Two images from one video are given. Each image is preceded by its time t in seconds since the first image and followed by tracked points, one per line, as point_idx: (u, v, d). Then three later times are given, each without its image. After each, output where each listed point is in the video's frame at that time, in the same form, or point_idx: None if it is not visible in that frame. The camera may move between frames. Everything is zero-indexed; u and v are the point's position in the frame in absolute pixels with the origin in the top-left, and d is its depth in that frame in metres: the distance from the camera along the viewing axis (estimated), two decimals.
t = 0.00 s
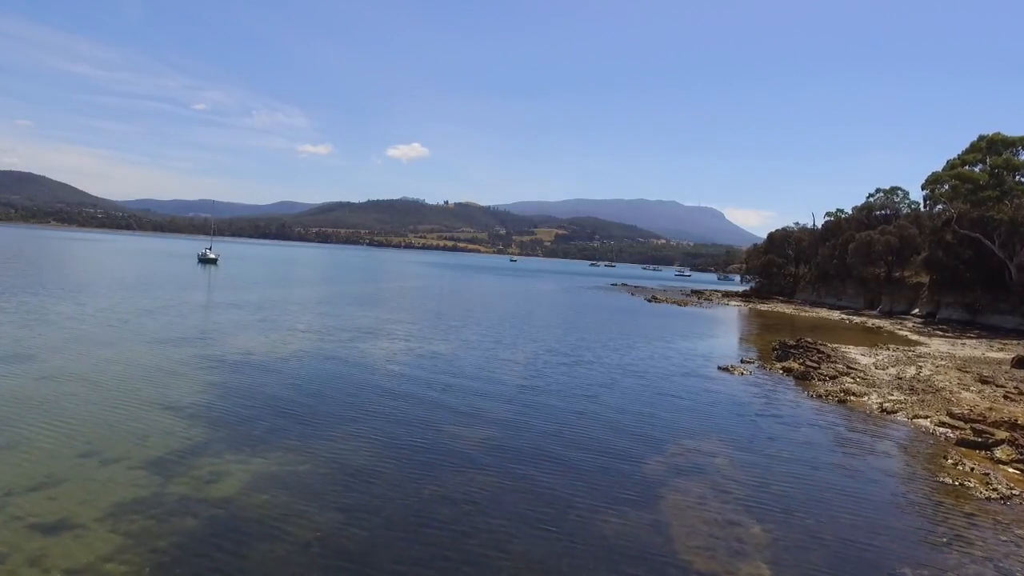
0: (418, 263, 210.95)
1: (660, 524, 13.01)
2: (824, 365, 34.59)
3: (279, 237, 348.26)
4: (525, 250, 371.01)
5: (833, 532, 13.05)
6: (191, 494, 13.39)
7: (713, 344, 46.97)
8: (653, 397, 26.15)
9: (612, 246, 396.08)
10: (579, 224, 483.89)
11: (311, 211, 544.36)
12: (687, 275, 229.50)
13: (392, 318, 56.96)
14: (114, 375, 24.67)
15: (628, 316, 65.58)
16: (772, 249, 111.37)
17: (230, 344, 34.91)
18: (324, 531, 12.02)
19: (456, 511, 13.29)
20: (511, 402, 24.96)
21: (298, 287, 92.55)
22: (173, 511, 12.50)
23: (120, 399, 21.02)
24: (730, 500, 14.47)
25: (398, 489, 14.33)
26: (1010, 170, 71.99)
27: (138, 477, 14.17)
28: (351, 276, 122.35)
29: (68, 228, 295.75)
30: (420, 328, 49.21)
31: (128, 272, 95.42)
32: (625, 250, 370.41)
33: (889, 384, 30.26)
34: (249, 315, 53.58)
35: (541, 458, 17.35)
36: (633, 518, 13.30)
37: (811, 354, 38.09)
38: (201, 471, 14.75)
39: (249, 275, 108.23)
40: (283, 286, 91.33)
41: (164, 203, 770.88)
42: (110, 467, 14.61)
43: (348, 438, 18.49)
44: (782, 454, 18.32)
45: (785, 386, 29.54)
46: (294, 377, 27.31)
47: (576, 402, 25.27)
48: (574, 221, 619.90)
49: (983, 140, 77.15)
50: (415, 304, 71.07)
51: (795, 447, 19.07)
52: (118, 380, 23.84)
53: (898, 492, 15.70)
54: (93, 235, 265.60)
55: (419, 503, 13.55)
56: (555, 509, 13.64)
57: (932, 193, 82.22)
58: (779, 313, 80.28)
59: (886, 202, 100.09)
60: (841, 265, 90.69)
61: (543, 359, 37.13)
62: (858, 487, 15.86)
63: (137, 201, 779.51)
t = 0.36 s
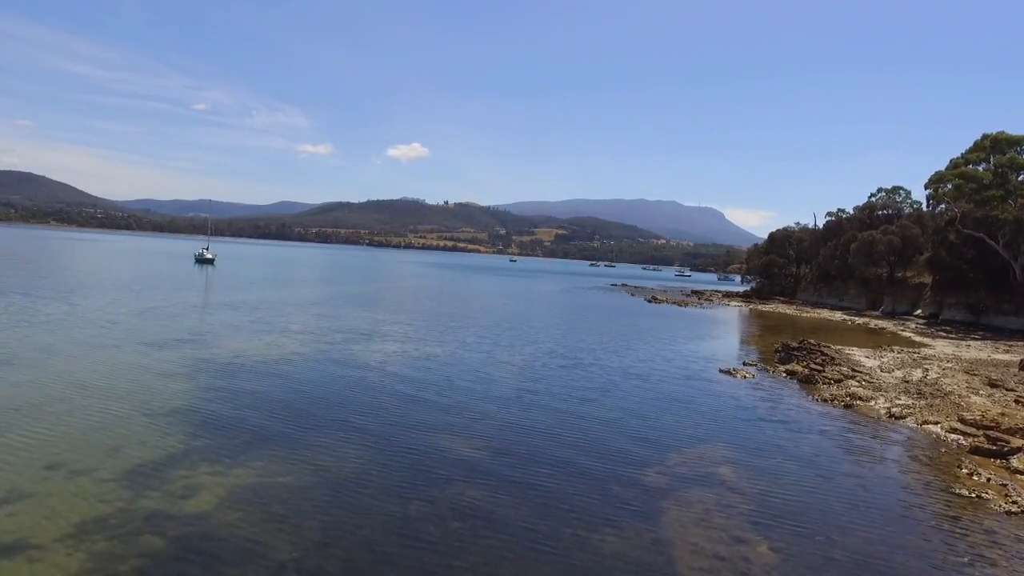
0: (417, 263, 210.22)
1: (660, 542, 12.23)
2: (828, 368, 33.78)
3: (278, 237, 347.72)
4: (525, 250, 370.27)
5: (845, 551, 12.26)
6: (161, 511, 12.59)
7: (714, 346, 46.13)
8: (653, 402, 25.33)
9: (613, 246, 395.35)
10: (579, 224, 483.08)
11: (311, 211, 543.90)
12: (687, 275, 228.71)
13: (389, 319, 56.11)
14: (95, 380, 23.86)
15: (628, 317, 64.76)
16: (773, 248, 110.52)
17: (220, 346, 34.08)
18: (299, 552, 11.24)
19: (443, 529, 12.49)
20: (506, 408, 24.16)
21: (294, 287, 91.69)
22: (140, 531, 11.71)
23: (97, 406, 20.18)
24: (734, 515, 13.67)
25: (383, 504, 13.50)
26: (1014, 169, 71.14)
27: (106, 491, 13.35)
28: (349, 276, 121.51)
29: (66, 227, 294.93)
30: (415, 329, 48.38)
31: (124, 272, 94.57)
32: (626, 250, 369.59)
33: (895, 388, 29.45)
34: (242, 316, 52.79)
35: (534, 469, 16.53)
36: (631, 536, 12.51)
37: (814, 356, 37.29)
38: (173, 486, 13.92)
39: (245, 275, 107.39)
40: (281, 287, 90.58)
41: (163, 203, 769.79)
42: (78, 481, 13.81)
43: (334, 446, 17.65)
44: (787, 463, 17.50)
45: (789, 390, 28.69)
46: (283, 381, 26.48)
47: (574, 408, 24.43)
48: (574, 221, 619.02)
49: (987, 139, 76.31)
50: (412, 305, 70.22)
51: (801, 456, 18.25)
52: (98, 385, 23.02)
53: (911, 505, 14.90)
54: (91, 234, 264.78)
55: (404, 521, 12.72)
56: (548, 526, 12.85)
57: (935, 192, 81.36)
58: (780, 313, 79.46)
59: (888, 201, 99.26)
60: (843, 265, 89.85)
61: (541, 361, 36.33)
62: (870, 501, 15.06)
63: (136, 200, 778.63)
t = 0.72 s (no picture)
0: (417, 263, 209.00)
1: (662, 563, 11.43)
2: (833, 371, 32.88)
3: (278, 237, 346.57)
4: (525, 250, 369.49)
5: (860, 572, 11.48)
6: (128, 529, 11.77)
7: (715, 348, 45.25)
8: (653, 406, 24.48)
9: (613, 245, 394.59)
10: (579, 224, 482.23)
11: (311, 211, 542.70)
12: (687, 275, 227.67)
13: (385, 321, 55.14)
14: (74, 384, 22.98)
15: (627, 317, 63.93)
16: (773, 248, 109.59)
17: (208, 346, 33.20)
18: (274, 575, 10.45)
19: (430, 547, 11.70)
20: (501, 414, 23.33)
21: (291, 287, 90.66)
22: (103, 553, 10.91)
23: (73, 412, 19.31)
24: (741, 530, 12.88)
25: (366, 520, 12.68)
26: (1018, 167, 70.24)
27: (69, 508, 12.50)
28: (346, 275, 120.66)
29: (66, 227, 294.19)
30: (411, 330, 47.53)
31: (119, 271, 93.67)
32: (625, 250, 368.79)
33: (903, 391, 28.62)
34: (234, 317, 51.83)
35: (529, 480, 15.71)
36: (631, 555, 11.73)
37: (818, 358, 36.46)
38: (144, 500, 13.07)
39: (242, 275, 106.54)
40: (277, 287, 89.70)
41: (163, 202, 769.44)
42: (42, 495, 12.99)
43: (319, 454, 16.79)
44: (795, 474, 16.66)
45: (793, 393, 27.80)
46: (270, 384, 25.59)
47: (571, 413, 23.55)
48: (574, 221, 618.26)
49: (991, 137, 75.46)
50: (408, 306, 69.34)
51: (809, 465, 17.41)
52: (76, 389, 22.15)
53: (927, 519, 14.09)
54: (91, 234, 264.05)
55: (386, 539, 11.89)
56: (543, 543, 12.05)
57: (938, 191, 80.49)
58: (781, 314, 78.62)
59: (890, 200, 98.38)
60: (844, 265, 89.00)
61: (538, 363, 35.48)
62: (883, 515, 14.25)
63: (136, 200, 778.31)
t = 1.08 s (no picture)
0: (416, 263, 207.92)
1: None
2: (838, 373, 31.99)
3: (278, 237, 345.62)
4: (524, 250, 368.74)
5: None
6: (85, 552, 10.87)
7: (715, 349, 44.40)
8: (653, 412, 23.59)
9: (612, 245, 393.87)
10: (578, 224, 481.44)
11: (311, 211, 541.63)
12: (687, 275, 226.72)
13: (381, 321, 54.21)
14: (50, 388, 22.03)
15: (626, 318, 63.06)
16: (774, 248, 108.64)
17: (195, 348, 32.29)
18: None
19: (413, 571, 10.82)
20: (495, 418, 22.46)
21: (288, 287, 89.71)
22: None
23: (44, 418, 18.35)
24: (748, 550, 12.02)
25: (345, 540, 11.79)
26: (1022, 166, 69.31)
27: (24, 527, 11.59)
28: (344, 275, 119.73)
29: (65, 227, 293.37)
30: (406, 332, 46.62)
31: (113, 271, 92.74)
32: (625, 250, 368.12)
33: (910, 394, 27.75)
34: (228, 317, 50.90)
35: (522, 493, 14.81)
36: None
37: (822, 360, 35.59)
38: (107, 517, 12.16)
39: (238, 275, 105.57)
40: (275, 287, 88.80)
41: (162, 202, 768.74)
42: None
43: (301, 464, 15.88)
44: (804, 485, 15.77)
45: (798, 397, 26.90)
46: (256, 388, 24.65)
47: (569, 419, 22.64)
48: (573, 221, 617.55)
49: (995, 136, 74.83)
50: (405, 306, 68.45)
51: (819, 475, 16.51)
52: (50, 394, 21.19)
53: (946, 537, 13.21)
54: (90, 234, 263.18)
55: (365, 563, 10.99)
56: (536, 566, 11.18)
57: (941, 190, 79.63)
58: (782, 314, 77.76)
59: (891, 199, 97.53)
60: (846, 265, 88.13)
61: (534, 365, 34.58)
62: (899, 532, 13.37)
63: (135, 200, 777.59)
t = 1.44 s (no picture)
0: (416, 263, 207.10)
1: None
2: (844, 376, 31.14)
3: (277, 237, 344.59)
4: (524, 250, 367.97)
5: None
6: None
7: (717, 351, 43.54)
8: (653, 417, 22.78)
9: (612, 245, 393.16)
10: (578, 224, 480.62)
11: (310, 210, 540.96)
12: (688, 274, 225.85)
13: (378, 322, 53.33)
14: (25, 393, 21.18)
15: (626, 318, 62.22)
16: (775, 248, 107.74)
17: (182, 350, 31.44)
18: None
19: None
20: (490, 424, 21.62)
21: (286, 287, 88.90)
22: None
23: (15, 426, 17.51)
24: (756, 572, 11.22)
25: (324, 562, 10.98)
26: None
27: None
28: (342, 275, 118.80)
29: (64, 227, 292.29)
30: (401, 333, 45.77)
31: (107, 271, 91.77)
32: (625, 250, 367.49)
33: (919, 398, 26.90)
34: (221, 318, 50.01)
35: (515, 508, 13.93)
36: None
37: (826, 362, 34.75)
38: (66, 538, 11.32)
39: (235, 275, 104.65)
40: (272, 287, 87.90)
41: (161, 202, 767.57)
42: None
43: (281, 475, 15.01)
44: (814, 498, 14.91)
45: (803, 402, 25.99)
46: (242, 392, 23.80)
47: (565, 424, 21.75)
48: (573, 221, 616.68)
49: (998, 134, 74.16)
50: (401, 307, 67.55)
51: (829, 487, 15.63)
52: (25, 400, 20.33)
53: (967, 555, 12.41)
54: (88, 233, 262.15)
55: None
56: None
57: (945, 189, 78.78)
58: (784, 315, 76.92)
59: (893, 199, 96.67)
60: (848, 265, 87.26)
61: (532, 368, 33.74)
62: (917, 550, 12.55)
63: (134, 199, 776.72)
